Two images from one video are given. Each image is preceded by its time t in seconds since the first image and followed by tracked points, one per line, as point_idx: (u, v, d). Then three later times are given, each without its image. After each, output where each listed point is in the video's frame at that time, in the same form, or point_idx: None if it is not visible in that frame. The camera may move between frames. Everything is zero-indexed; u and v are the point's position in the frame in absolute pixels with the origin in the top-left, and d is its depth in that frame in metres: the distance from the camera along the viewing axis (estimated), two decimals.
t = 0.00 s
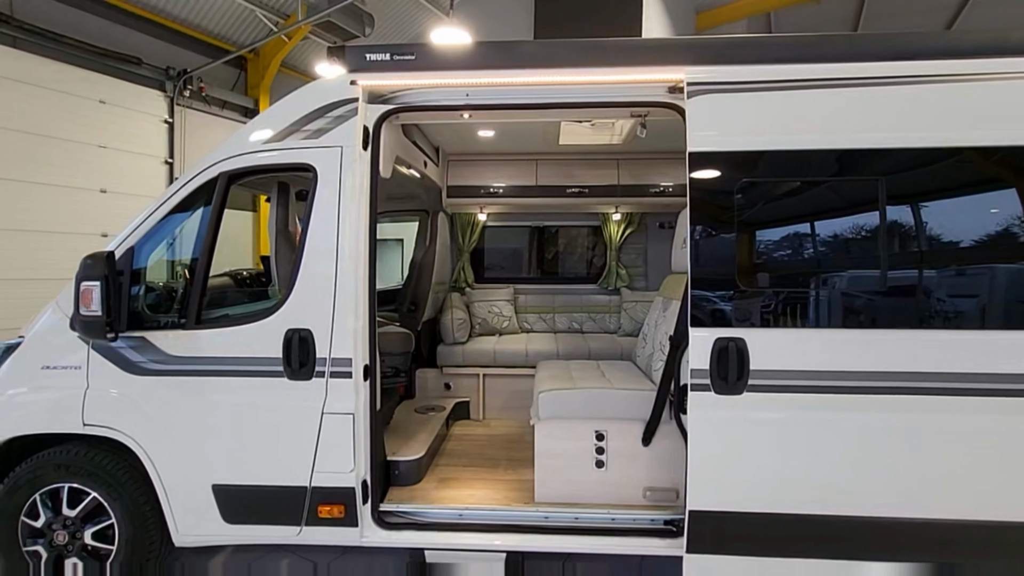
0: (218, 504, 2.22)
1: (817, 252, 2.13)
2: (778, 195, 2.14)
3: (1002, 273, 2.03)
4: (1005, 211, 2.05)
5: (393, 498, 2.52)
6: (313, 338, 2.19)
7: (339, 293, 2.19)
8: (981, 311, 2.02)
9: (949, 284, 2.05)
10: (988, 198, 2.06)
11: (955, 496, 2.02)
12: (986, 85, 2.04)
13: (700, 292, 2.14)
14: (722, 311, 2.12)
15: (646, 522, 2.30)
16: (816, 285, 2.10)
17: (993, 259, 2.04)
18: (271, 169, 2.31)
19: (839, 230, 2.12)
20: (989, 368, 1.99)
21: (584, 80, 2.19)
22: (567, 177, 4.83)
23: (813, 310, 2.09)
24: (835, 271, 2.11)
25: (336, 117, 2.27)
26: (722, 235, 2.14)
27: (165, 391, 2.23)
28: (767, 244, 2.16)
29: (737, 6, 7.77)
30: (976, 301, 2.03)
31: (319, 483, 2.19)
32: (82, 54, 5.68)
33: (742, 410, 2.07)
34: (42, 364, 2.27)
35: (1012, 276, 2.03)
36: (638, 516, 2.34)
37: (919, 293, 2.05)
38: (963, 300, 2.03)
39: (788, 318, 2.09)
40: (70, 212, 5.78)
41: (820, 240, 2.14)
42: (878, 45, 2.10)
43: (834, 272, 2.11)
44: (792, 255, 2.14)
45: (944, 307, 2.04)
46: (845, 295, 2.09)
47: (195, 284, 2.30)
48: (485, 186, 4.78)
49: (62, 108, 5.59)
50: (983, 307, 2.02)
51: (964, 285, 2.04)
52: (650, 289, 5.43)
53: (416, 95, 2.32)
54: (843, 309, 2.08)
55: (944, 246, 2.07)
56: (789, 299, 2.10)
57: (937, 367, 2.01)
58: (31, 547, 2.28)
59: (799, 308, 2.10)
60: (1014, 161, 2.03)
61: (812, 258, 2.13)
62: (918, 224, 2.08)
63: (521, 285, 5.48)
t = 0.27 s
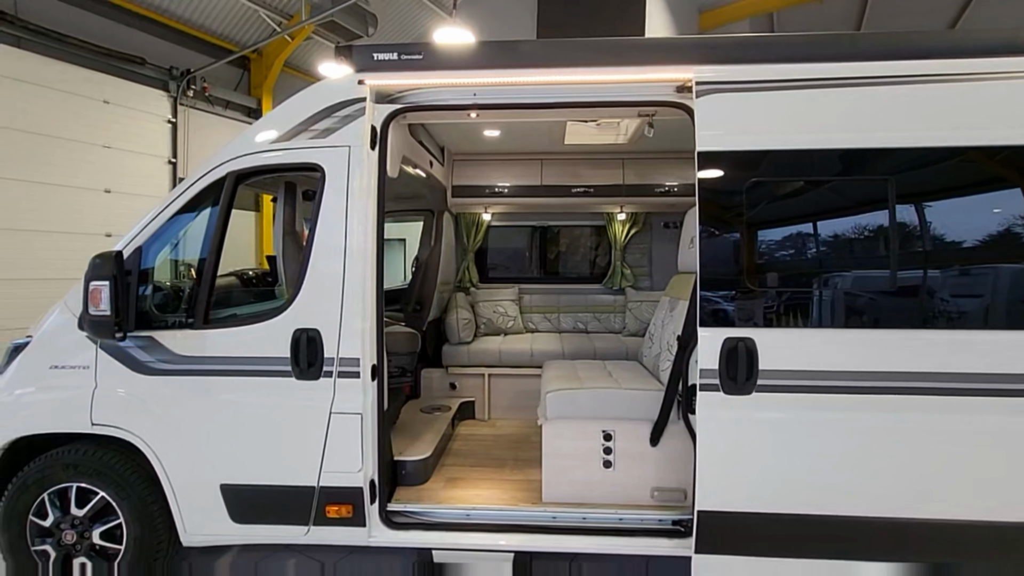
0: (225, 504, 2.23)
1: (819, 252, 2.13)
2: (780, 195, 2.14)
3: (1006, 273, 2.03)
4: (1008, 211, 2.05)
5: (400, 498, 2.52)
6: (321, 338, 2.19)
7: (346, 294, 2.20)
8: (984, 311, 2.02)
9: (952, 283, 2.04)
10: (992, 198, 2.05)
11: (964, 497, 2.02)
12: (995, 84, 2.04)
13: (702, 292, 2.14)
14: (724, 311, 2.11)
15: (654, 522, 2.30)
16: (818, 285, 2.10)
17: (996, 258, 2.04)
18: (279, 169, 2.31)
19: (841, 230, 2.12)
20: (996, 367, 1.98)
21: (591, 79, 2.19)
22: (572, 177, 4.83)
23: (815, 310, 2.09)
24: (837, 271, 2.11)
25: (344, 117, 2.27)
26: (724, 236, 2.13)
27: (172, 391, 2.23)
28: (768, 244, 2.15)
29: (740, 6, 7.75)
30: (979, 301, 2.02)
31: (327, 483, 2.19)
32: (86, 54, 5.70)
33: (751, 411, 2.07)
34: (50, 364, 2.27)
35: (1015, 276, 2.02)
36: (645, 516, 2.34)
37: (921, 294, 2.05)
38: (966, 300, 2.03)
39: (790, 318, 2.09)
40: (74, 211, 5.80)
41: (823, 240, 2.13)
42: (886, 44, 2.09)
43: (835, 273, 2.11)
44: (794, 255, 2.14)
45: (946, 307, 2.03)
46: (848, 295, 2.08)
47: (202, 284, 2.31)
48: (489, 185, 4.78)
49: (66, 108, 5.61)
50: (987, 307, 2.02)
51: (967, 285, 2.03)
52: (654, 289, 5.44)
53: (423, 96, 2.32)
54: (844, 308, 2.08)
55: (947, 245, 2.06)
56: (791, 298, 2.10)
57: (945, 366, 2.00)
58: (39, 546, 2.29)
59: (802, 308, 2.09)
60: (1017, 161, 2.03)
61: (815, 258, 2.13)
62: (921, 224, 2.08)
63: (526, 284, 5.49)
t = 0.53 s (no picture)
0: (236, 503, 2.24)
1: (822, 253, 2.13)
2: (784, 196, 2.14)
3: (1009, 274, 2.03)
4: (1010, 212, 2.05)
5: (409, 498, 2.53)
6: (330, 338, 2.20)
7: (356, 294, 2.21)
8: (988, 312, 2.02)
9: (956, 284, 2.05)
10: (993, 199, 2.05)
11: (973, 497, 2.02)
12: (1003, 85, 2.04)
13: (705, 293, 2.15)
14: (725, 310, 2.12)
15: (662, 522, 2.30)
16: (819, 287, 2.11)
17: (1000, 258, 2.04)
18: (289, 170, 2.32)
19: (841, 231, 2.13)
20: (1003, 368, 1.99)
21: (600, 81, 2.20)
22: (577, 177, 4.84)
23: (817, 311, 2.09)
24: (838, 271, 2.11)
25: (354, 118, 2.28)
26: (725, 236, 2.14)
27: (183, 391, 2.24)
28: (769, 245, 2.15)
29: (744, 7, 7.75)
30: (983, 301, 2.03)
31: (337, 483, 2.20)
32: (91, 54, 5.74)
33: (760, 411, 2.08)
34: (61, 364, 2.28)
35: (1019, 276, 2.02)
36: (652, 516, 2.34)
37: (924, 295, 2.05)
38: (970, 301, 2.03)
39: (792, 318, 2.10)
40: (79, 211, 5.81)
41: (825, 240, 2.14)
42: (895, 45, 2.10)
43: (837, 273, 2.11)
44: (795, 255, 2.14)
45: (949, 308, 2.04)
46: (851, 295, 2.09)
47: (213, 285, 2.32)
48: (495, 186, 4.79)
49: (71, 108, 5.64)
50: (991, 307, 2.02)
51: (970, 286, 2.04)
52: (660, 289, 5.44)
53: (431, 96, 2.32)
54: (847, 308, 2.08)
55: (950, 246, 2.07)
56: (793, 299, 2.11)
57: (954, 367, 2.01)
58: (50, 545, 2.30)
59: (803, 308, 2.10)
60: (1020, 161, 2.03)
61: (818, 258, 2.13)
62: (923, 225, 2.08)
63: (531, 285, 5.50)
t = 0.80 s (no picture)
0: (242, 500, 2.26)
1: (822, 252, 2.16)
2: (785, 196, 2.17)
3: (1010, 273, 2.05)
4: (1011, 211, 2.07)
5: (414, 495, 2.56)
6: (336, 336, 2.23)
7: (361, 293, 2.23)
8: (988, 311, 2.05)
9: (955, 283, 2.07)
10: (993, 198, 2.08)
11: (971, 493, 2.04)
12: (1001, 86, 2.07)
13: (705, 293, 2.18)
14: (726, 310, 2.14)
15: (664, 519, 2.33)
16: (820, 285, 2.13)
17: (1001, 258, 2.07)
18: (295, 170, 2.35)
19: (841, 230, 2.15)
20: (1001, 365, 2.01)
21: (602, 82, 2.23)
22: (579, 177, 4.86)
23: (816, 310, 2.12)
24: (838, 271, 2.14)
25: (359, 119, 2.31)
26: (725, 235, 2.17)
27: (190, 389, 2.26)
28: (769, 244, 2.17)
29: (743, 7, 7.77)
30: (983, 300, 2.05)
31: (342, 480, 2.23)
32: (95, 55, 5.77)
33: (761, 408, 2.10)
34: (70, 362, 2.31)
35: (1019, 275, 2.05)
36: (654, 512, 2.37)
37: (926, 293, 2.08)
38: (970, 300, 2.06)
39: (793, 317, 2.12)
40: (82, 211, 5.84)
41: (825, 240, 2.16)
42: (894, 47, 2.13)
43: (837, 273, 2.14)
44: (796, 254, 2.16)
45: (949, 306, 2.06)
46: (851, 294, 2.11)
47: (220, 285, 2.34)
48: (497, 186, 4.81)
49: (74, 109, 5.67)
50: (991, 306, 2.04)
51: (970, 285, 2.06)
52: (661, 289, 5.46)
53: (436, 97, 2.35)
54: (848, 307, 2.11)
55: (951, 245, 2.09)
56: (794, 297, 2.13)
57: (952, 365, 2.03)
58: (59, 541, 2.33)
59: (804, 307, 2.12)
60: (1020, 161, 2.06)
61: (818, 258, 2.15)
62: (924, 224, 2.10)
63: (532, 284, 5.52)
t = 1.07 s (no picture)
0: (242, 495, 2.29)
1: (822, 251, 2.18)
2: (784, 195, 2.20)
3: (1008, 272, 2.08)
4: (1010, 211, 2.10)
5: (413, 490, 2.58)
6: (336, 334, 2.25)
7: (361, 291, 2.26)
8: (985, 310, 2.07)
9: (953, 282, 2.10)
10: (992, 198, 2.10)
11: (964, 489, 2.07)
12: (992, 86, 2.09)
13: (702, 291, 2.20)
14: (727, 308, 2.17)
15: (660, 514, 2.36)
16: (819, 284, 2.16)
17: (1000, 258, 2.09)
18: (295, 169, 2.38)
19: (841, 229, 2.18)
20: (994, 363, 2.04)
21: (599, 83, 2.25)
22: (577, 177, 4.89)
23: (817, 307, 2.14)
24: (837, 271, 2.16)
25: (359, 120, 2.33)
26: (724, 235, 2.19)
27: (192, 385, 2.29)
28: (771, 243, 2.20)
29: (741, 7, 7.81)
30: (981, 299, 2.08)
31: (342, 476, 2.26)
32: (96, 55, 5.80)
33: (755, 405, 2.13)
34: (73, 359, 2.34)
35: (1018, 274, 2.07)
36: (652, 508, 2.40)
37: (924, 291, 2.11)
38: (967, 299, 2.08)
39: (793, 317, 2.15)
40: (83, 211, 5.86)
41: (825, 239, 2.19)
42: (886, 48, 2.16)
43: (838, 273, 2.16)
44: (796, 254, 2.19)
45: (947, 305, 2.09)
46: (850, 293, 2.14)
47: (221, 283, 2.37)
48: (496, 185, 4.84)
49: (75, 108, 5.70)
50: (989, 305, 2.07)
51: (968, 284, 2.09)
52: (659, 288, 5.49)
53: (436, 98, 2.37)
54: (846, 307, 2.13)
55: (950, 244, 2.12)
56: (792, 294, 2.16)
57: (946, 362, 2.06)
58: (62, 536, 2.35)
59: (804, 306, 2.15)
60: (1019, 161, 2.08)
61: (817, 257, 2.18)
62: (922, 224, 2.13)
63: (531, 283, 5.55)
